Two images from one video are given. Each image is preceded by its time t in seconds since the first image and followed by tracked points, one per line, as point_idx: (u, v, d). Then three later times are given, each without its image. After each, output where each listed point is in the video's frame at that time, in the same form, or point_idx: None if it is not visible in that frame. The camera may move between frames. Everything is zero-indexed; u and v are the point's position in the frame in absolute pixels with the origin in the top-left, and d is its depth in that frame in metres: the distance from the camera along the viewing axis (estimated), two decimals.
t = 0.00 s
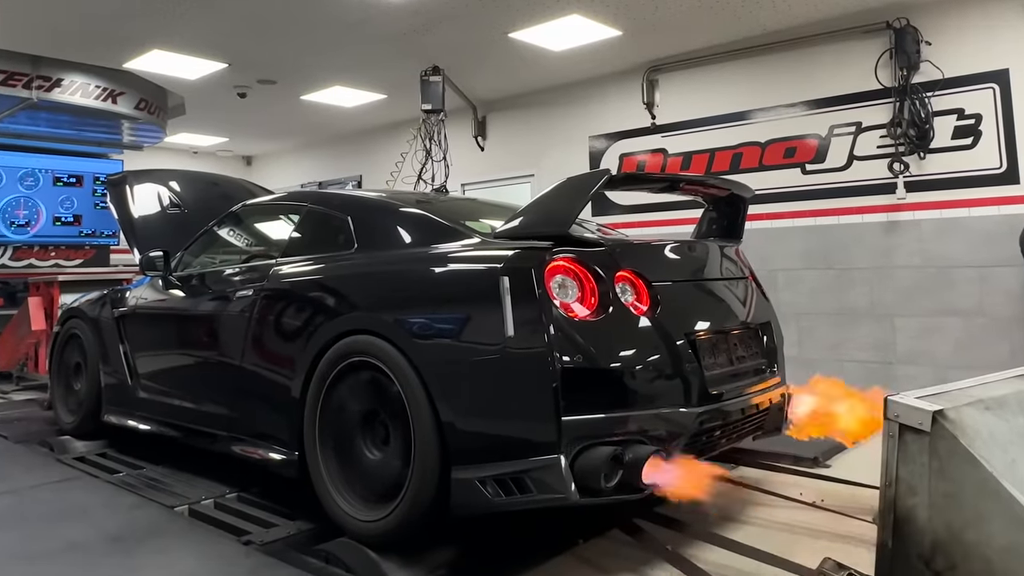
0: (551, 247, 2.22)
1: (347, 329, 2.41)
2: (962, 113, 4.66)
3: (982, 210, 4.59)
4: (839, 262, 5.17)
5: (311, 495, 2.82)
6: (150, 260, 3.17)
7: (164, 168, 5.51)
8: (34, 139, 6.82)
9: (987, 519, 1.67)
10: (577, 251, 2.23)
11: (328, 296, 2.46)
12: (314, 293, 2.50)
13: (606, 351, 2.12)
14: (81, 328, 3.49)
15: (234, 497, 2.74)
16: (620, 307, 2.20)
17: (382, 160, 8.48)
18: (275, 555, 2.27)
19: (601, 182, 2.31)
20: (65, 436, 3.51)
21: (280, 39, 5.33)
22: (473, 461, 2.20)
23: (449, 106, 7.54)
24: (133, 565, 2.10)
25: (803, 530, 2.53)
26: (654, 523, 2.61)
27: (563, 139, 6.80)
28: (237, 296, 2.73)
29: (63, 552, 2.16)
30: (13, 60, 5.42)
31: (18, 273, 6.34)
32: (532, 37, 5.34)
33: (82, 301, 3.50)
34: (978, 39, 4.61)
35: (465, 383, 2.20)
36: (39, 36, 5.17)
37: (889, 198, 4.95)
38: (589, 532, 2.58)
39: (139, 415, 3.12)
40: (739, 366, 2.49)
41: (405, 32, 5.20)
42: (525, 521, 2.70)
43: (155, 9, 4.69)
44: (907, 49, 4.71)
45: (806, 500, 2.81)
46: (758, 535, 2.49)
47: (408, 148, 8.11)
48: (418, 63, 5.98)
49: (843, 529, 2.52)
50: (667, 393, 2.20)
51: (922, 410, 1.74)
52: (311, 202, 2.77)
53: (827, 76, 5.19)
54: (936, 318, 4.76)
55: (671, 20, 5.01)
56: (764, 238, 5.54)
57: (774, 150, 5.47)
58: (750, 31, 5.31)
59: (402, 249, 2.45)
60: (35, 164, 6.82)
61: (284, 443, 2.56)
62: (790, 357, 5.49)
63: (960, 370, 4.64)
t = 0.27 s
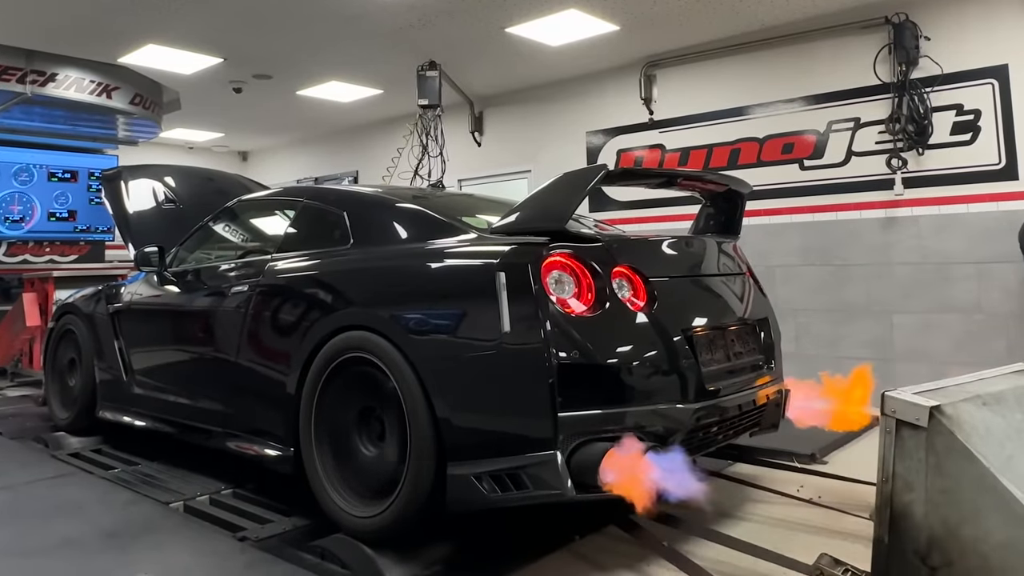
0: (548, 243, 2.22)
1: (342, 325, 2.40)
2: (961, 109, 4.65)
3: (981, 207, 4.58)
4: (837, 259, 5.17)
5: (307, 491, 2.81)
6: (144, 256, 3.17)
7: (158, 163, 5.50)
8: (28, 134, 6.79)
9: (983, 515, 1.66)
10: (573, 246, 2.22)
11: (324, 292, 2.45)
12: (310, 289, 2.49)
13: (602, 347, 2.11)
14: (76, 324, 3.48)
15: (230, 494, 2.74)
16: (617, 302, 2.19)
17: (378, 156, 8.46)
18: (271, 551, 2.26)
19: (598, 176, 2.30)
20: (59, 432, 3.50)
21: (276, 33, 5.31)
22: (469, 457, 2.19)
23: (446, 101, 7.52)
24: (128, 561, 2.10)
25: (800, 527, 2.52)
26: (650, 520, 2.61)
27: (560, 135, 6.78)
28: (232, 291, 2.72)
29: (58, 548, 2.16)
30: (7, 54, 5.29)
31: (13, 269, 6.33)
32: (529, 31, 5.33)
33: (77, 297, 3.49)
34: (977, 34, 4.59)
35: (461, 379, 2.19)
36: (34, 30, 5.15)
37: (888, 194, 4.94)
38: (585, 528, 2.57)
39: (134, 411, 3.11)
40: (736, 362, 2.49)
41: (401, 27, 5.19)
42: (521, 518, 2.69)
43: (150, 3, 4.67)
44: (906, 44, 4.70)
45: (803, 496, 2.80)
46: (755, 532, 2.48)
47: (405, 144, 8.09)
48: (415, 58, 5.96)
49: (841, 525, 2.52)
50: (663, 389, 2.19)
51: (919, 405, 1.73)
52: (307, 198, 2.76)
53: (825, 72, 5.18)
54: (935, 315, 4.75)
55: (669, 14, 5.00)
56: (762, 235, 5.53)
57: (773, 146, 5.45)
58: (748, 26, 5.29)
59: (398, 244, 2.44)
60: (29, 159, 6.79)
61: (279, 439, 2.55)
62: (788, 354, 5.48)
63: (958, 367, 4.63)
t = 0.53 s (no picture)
0: (543, 240, 2.21)
1: (337, 322, 2.39)
2: (959, 106, 4.65)
3: (979, 204, 4.57)
4: (835, 256, 5.16)
5: (302, 488, 2.81)
6: (138, 252, 3.13)
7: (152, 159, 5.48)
8: (22, 130, 6.77)
9: (980, 513, 1.66)
10: (569, 243, 2.21)
11: (320, 290, 2.44)
12: (304, 286, 2.48)
13: (598, 344, 2.10)
14: (69, 321, 3.47)
15: (224, 491, 2.73)
16: (613, 299, 2.18)
17: (373, 152, 8.45)
18: (265, 549, 2.25)
19: (594, 173, 2.30)
20: (53, 430, 3.49)
21: (271, 29, 5.30)
22: (464, 454, 2.18)
23: (442, 97, 7.51)
24: (121, 558, 2.09)
25: (796, 525, 2.52)
26: (645, 517, 2.60)
27: (557, 132, 6.78)
28: (226, 288, 2.71)
29: (51, 545, 2.15)
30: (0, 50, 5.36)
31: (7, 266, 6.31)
32: (526, 28, 5.32)
33: (71, 294, 3.48)
34: (975, 31, 4.59)
35: (456, 376, 2.18)
36: (28, 25, 5.13)
37: (886, 192, 4.94)
38: (580, 526, 2.56)
39: (128, 408, 3.10)
40: (733, 359, 2.48)
41: (397, 22, 5.18)
42: (517, 515, 2.69)
43: None
44: (904, 41, 4.69)
45: (799, 494, 2.80)
46: (751, 530, 2.48)
47: (400, 141, 8.07)
48: (410, 54, 5.95)
49: (837, 523, 2.51)
50: (659, 386, 2.18)
51: (916, 403, 1.72)
52: (302, 194, 2.75)
53: (823, 68, 5.17)
54: (932, 313, 4.75)
55: (665, 11, 4.99)
56: (759, 233, 5.52)
57: (770, 143, 5.45)
58: (745, 22, 5.28)
59: (393, 241, 2.43)
60: (22, 155, 6.77)
61: (274, 437, 2.54)
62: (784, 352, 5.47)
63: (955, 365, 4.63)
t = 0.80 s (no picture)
0: (541, 237, 2.20)
1: (334, 319, 2.38)
2: (959, 103, 4.64)
3: (978, 202, 4.56)
4: (833, 254, 5.15)
5: (298, 486, 2.80)
6: (134, 249, 3.14)
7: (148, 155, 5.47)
8: (17, 127, 6.76)
9: (978, 512, 1.66)
10: (567, 241, 2.20)
11: (316, 287, 2.43)
12: (301, 283, 2.47)
13: (596, 342, 2.10)
14: (64, 318, 3.46)
15: (220, 489, 2.72)
16: (610, 297, 2.17)
17: (370, 149, 8.43)
18: (261, 547, 2.25)
19: (592, 170, 2.29)
20: (48, 427, 3.48)
21: (268, 25, 5.29)
22: (460, 452, 2.18)
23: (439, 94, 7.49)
24: (116, 556, 2.08)
25: (793, 523, 2.51)
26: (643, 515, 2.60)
27: (554, 130, 6.76)
28: (222, 285, 2.70)
29: (46, 543, 2.14)
30: None
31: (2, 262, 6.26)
32: (523, 24, 5.31)
33: (66, 291, 3.47)
34: (975, 28, 4.58)
35: (453, 374, 2.17)
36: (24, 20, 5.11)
37: (885, 190, 4.93)
38: (577, 524, 2.55)
39: (124, 406, 3.09)
40: (731, 357, 2.47)
41: (394, 19, 5.17)
42: (514, 514, 2.68)
43: None
44: (904, 38, 4.67)
45: (797, 492, 2.79)
46: (748, 528, 2.47)
47: (397, 137, 8.05)
48: (408, 50, 5.93)
49: (834, 522, 2.50)
50: (657, 384, 2.18)
51: (914, 402, 1.71)
52: (298, 191, 2.74)
53: (822, 66, 5.16)
54: (931, 311, 4.74)
55: (663, 7, 4.97)
56: (758, 230, 5.51)
57: (769, 141, 5.44)
58: (744, 19, 5.27)
59: (390, 238, 2.42)
60: (17, 152, 6.76)
61: (270, 434, 2.53)
62: (783, 350, 5.47)
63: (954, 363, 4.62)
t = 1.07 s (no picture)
0: (538, 234, 2.19)
1: (330, 316, 2.37)
2: (957, 101, 4.63)
3: (977, 200, 4.56)
4: (831, 252, 5.15)
5: (294, 484, 2.79)
6: (129, 245, 3.13)
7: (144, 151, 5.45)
8: (12, 123, 6.72)
9: (975, 509, 1.65)
10: (564, 238, 2.20)
11: (313, 284, 2.42)
12: (297, 280, 2.46)
13: (593, 339, 2.09)
14: (60, 315, 3.45)
15: (216, 486, 2.71)
16: (608, 294, 2.17)
17: (367, 146, 8.41)
18: (257, 544, 2.24)
19: (590, 166, 2.28)
20: (43, 424, 3.47)
21: (265, 21, 5.27)
22: (457, 449, 2.17)
23: (437, 90, 7.48)
24: (112, 553, 2.07)
25: (791, 521, 2.51)
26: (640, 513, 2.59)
27: (552, 126, 6.75)
28: (218, 282, 2.69)
29: (42, 540, 2.13)
30: None
31: None
32: (522, 20, 5.29)
33: (61, 287, 3.46)
34: (974, 26, 4.57)
35: (449, 371, 2.17)
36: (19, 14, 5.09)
37: (883, 187, 4.92)
38: (574, 521, 2.55)
39: (119, 403, 3.08)
40: (729, 355, 2.46)
41: (391, 14, 5.15)
42: (510, 511, 2.67)
43: None
44: (903, 35, 4.67)
45: (794, 490, 2.79)
46: (745, 526, 2.47)
47: (394, 134, 8.03)
48: (405, 46, 5.92)
49: (832, 519, 2.50)
50: (655, 381, 2.17)
51: (912, 398, 1.70)
52: (295, 187, 2.72)
53: (821, 63, 5.15)
54: (929, 309, 4.74)
55: (661, 3, 4.96)
56: (756, 228, 5.50)
57: (767, 138, 5.43)
58: (743, 16, 5.26)
59: (387, 235, 2.41)
60: (11, 148, 6.72)
61: (266, 432, 2.52)
62: (780, 348, 5.46)
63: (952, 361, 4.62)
